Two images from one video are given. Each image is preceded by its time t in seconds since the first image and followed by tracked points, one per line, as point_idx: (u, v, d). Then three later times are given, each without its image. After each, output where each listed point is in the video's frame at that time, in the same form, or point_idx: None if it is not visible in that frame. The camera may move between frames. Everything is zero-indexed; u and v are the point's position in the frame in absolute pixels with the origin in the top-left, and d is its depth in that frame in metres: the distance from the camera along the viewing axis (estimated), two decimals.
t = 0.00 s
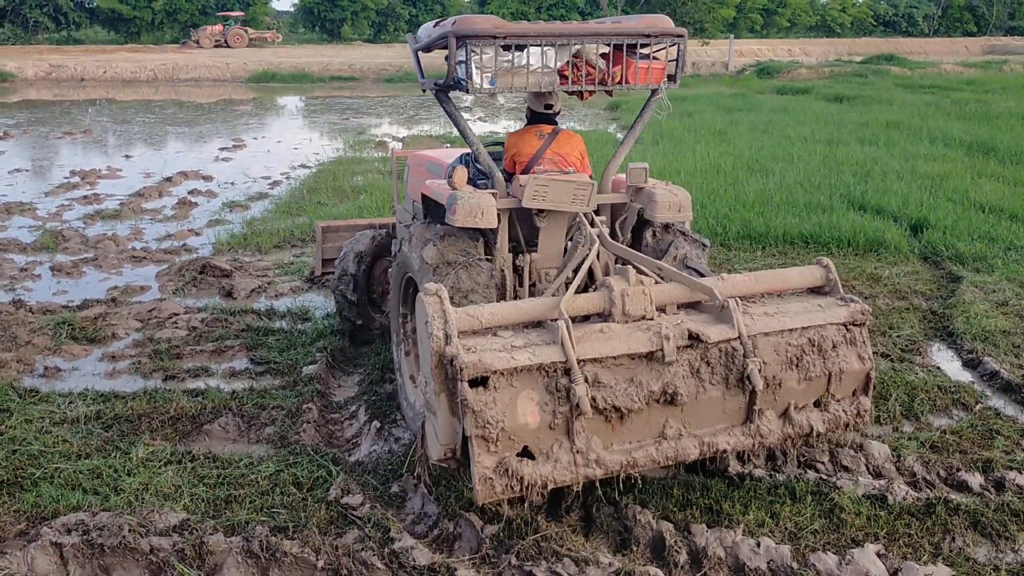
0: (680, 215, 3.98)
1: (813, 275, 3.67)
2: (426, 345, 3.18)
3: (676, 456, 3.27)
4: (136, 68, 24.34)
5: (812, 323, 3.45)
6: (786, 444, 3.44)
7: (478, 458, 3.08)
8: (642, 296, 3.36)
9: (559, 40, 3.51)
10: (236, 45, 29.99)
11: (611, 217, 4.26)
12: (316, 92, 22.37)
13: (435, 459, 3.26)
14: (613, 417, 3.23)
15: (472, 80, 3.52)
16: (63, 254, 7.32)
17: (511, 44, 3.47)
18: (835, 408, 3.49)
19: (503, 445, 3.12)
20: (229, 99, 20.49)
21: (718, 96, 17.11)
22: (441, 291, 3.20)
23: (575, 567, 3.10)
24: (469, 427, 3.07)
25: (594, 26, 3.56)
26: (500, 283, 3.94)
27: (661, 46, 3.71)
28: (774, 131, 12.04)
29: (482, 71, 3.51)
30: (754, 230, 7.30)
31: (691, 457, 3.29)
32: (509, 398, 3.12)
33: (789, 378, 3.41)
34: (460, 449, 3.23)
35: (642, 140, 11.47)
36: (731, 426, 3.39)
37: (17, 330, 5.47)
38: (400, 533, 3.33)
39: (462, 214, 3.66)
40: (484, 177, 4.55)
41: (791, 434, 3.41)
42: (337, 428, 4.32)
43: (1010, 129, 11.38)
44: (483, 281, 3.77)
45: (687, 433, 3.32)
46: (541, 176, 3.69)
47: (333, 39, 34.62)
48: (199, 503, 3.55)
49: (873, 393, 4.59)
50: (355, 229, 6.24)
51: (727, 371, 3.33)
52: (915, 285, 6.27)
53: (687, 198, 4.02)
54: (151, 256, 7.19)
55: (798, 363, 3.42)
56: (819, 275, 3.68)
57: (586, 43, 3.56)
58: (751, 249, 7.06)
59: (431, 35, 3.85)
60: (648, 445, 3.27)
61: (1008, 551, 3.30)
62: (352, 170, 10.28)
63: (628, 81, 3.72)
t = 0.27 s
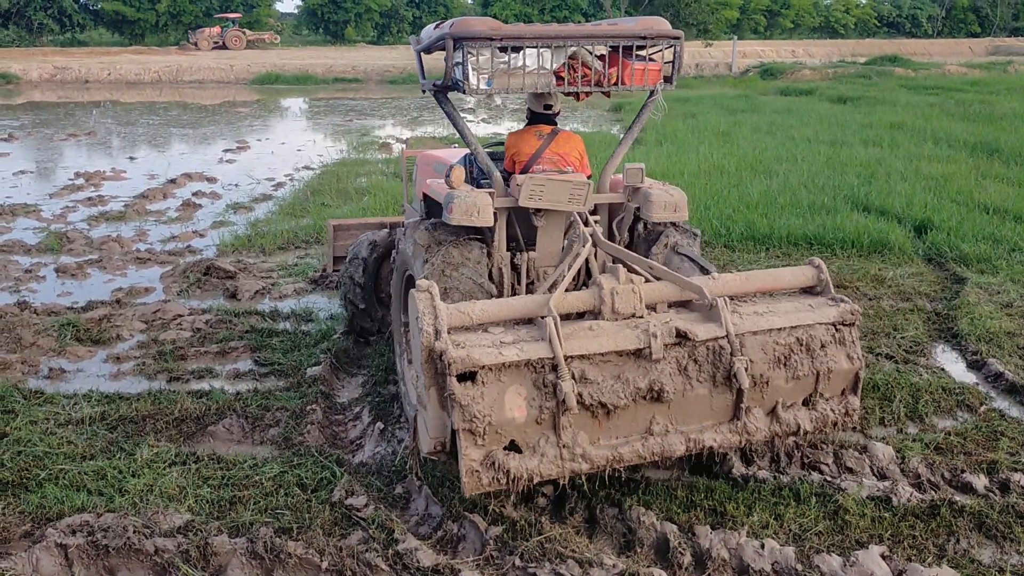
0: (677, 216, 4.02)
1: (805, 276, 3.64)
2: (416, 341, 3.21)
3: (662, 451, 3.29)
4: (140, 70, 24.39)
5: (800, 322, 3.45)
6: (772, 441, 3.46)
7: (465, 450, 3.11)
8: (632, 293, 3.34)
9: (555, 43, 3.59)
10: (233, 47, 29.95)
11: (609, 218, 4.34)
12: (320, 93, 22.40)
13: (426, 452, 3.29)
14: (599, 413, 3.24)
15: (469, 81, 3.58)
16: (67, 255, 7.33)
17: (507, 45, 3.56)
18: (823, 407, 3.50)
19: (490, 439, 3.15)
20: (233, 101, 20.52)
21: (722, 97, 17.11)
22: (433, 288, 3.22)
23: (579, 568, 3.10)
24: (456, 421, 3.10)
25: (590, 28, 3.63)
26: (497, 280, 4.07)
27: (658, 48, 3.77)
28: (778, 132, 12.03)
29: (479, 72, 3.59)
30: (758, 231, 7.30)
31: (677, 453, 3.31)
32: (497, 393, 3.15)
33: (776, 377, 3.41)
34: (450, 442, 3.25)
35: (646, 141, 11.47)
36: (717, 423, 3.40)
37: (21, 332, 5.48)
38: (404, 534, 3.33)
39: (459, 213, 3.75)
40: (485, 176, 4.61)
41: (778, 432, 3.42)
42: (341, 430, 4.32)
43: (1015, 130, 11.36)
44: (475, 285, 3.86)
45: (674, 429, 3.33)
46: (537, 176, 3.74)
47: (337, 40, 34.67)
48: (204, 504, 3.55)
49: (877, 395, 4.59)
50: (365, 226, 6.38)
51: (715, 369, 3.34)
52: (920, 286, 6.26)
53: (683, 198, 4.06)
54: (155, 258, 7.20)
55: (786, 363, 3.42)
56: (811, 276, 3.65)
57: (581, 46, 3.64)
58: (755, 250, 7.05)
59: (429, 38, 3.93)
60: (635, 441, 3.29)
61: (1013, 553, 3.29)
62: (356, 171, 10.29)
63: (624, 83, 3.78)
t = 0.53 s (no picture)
0: (674, 215, 4.03)
1: (798, 275, 3.62)
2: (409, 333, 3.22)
3: (651, 447, 3.29)
4: (143, 71, 24.42)
5: (791, 322, 3.45)
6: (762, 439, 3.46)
7: (456, 442, 3.13)
8: (624, 291, 3.35)
9: (554, 43, 3.61)
10: (231, 48, 29.93)
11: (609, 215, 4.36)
12: (322, 94, 22.41)
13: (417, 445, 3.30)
14: (589, 408, 3.26)
15: (467, 81, 3.61)
16: (70, 255, 7.34)
17: (506, 45, 3.58)
18: (812, 406, 3.49)
19: (480, 431, 3.17)
20: (236, 101, 20.55)
21: (725, 97, 17.09)
22: (427, 283, 3.24)
23: (581, 568, 3.10)
24: (447, 413, 3.12)
25: (589, 28, 3.66)
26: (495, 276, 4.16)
27: (656, 49, 3.79)
28: (781, 132, 12.01)
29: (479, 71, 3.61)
30: (761, 232, 7.28)
31: (667, 449, 3.31)
32: (487, 386, 3.17)
33: (766, 375, 3.42)
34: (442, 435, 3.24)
35: (648, 142, 11.46)
36: (707, 420, 3.40)
37: (24, 332, 5.48)
38: (406, 534, 3.33)
39: (458, 209, 3.82)
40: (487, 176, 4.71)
41: (768, 431, 3.43)
42: (344, 430, 4.32)
43: (1018, 130, 11.33)
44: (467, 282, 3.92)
45: (663, 426, 3.33)
46: (536, 174, 3.84)
47: (340, 41, 34.70)
48: (207, 504, 3.55)
49: (880, 395, 4.58)
50: (375, 222, 6.33)
51: (704, 366, 3.35)
52: (923, 286, 6.25)
53: (680, 198, 4.06)
54: (158, 258, 7.20)
55: (775, 361, 3.42)
56: (803, 276, 3.64)
57: (581, 45, 3.66)
58: (758, 251, 7.04)
59: (432, 37, 3.95)
60: (624, 436, 3.29)
61: (1016, 554, 3.28)
62: (358, 171, 10.30)
63: (623, 83, 3.80)
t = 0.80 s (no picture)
0: (672, 214, 4.09)
1: (792, 275, 3.62)
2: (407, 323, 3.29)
3: (640, 440, 3.31)
4: (147, 70, 24.45)
5: (782, 321, 3.45)
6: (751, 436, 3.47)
7: (448, 430, 3.18)
8: (618, 287, 3.40)
9: (557, 43, 3.65)
10: (230, 48, 29.92)
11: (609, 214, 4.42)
12: (326, 93, 22.43)
13: (413, 431, 3.42)
14: (580, 401, 3.28)
15: (472, 79, 3.67)
16: (74, 254, 7.36)
17: (510, 44, 3.63)
18: (802, 404, 3.49)
19: (472, 420, 3.20)
20: (240, 101, 20.57)
21: (728, 97, 17.08)
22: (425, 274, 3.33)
23: (584, 568, 3.10)
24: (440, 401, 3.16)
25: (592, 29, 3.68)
26: (497, 271, 4.23)
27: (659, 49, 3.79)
28: (784, 133, 12.00)
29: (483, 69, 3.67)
30: (764, 232, 7.28)
31: (656, 443, 3.33)
32: (480, 376, 3.20)
33: (756, 373, 3.42)
34: (435, 422, 3.38)
35: (652, 142, 11.46)
36: (697, 415, 3.41)
37: (28, 330, 5.50)
38: (409, 533, 3.33)
39: (459, 204, 3.88)
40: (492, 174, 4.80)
41: (757, 427, 3.44)
42: (347, 429, 4.32)
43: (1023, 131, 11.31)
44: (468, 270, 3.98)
45: (653, 419, 3.35)
46: (537, 171, 3.94)
47: (344, 41, 34.74)
48: (210, 503, 3.56)
49: (883, 396, 4.58)
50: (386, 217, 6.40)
51: (694, 362, 3.35)
52: (926, 287, 6.24)
53: (679, 197, 4.12)
54: (161, 257, 7.22)
55: (765, 359, 3.43)
56: (797, 277, 3.63)
57: (582, 45, 3.69)
58: (761, 251, 7.04)
59: (438, 36, 3.97)
60: (613, 430, 3.32)
61: (1020, 555, 3.28)
62: (362, 171, 10.30)
63: (624, 83, 3.83)
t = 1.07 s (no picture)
0: (673, 213, 4.16)
1: (787, 276, 3.67)
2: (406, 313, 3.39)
3: (631, 433, 3.37)
4: (151, 70, 24.47)
5: (774, 319, 3.48)
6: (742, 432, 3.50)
7: (442, 419, 3.24)
8: (613, 282, 3.49)
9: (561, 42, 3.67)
10: (229, 48, 29.90)
11: (610, 212, 4.53)
12: (329, 93, 22.43)
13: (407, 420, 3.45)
14: (572, 392, 3.33)
15: (477, 77, 3.70)
16: (78, 254, 7.36)
17: (514, 43, 3.65)
18: (792, 402, 3.52)
19: (466, 409, 3.26)
20: (243, 100, 20.57)
21: (732, 97, 17.06)
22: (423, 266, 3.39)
23: (589, 568, 3.10)
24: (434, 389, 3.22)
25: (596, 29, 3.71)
26: (500, 266, 4.29)
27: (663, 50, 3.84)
28: (788, 133, 11.98)
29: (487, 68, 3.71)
30: (768, 232, 7.27)
31: (646, 436, 3.38)
32: (475, 367, 3.25)
33: (748, 370, 3.44)
34: (431, 412, 3.38)
35: (655, 142, 11.46)
36: (688, 410, 3.45)
37: (33, 329, 5.50)
38: (414, 533, 3.33)
39: (462, 199, 4.01)
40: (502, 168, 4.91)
41: (747, 423, 3.47)
42: (351, 428, 4.32)
43: None
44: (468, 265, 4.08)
45: (645, 412, 3.40)
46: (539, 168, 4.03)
47: (347, 41, 34.78)
48: (215, 502, 3.56)
49: (888, 396, 4.57)
50: (398, 214, 6.78)
51: (686, 358, 3.39)
52: (931, 287, 6.23)
53: (679, 197, 4.19)
54: (166, 257, 7.22)
55: (757, 356, 3.45)
56: (791, 277, 3.69)
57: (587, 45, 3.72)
58: (766, 251, 7.03)
59: (445, 33, 3.97)
60: (605, 421, 3.38)
61: None
62: (366, 171, 10.31)
63: (626, 83, 3.86)
